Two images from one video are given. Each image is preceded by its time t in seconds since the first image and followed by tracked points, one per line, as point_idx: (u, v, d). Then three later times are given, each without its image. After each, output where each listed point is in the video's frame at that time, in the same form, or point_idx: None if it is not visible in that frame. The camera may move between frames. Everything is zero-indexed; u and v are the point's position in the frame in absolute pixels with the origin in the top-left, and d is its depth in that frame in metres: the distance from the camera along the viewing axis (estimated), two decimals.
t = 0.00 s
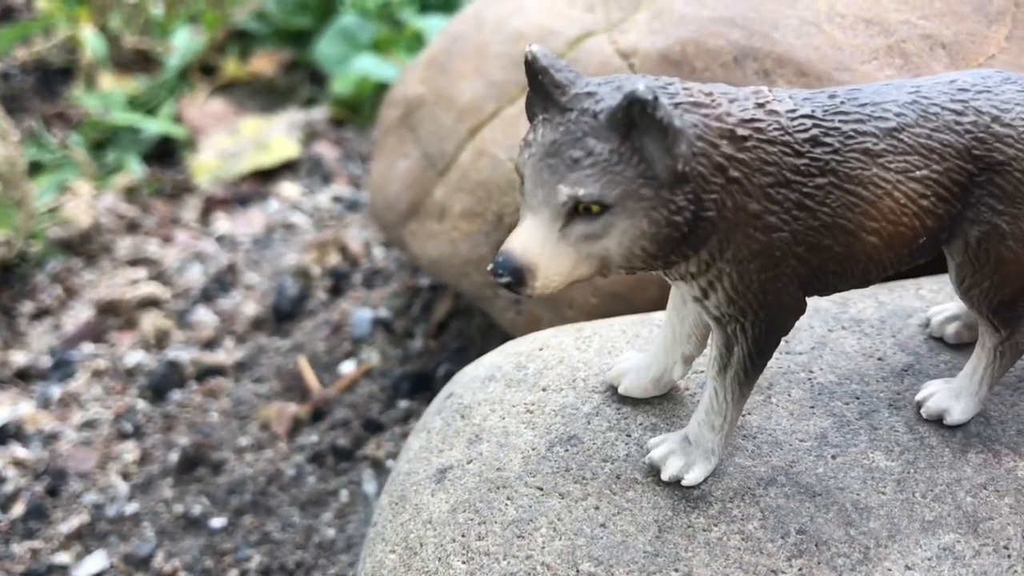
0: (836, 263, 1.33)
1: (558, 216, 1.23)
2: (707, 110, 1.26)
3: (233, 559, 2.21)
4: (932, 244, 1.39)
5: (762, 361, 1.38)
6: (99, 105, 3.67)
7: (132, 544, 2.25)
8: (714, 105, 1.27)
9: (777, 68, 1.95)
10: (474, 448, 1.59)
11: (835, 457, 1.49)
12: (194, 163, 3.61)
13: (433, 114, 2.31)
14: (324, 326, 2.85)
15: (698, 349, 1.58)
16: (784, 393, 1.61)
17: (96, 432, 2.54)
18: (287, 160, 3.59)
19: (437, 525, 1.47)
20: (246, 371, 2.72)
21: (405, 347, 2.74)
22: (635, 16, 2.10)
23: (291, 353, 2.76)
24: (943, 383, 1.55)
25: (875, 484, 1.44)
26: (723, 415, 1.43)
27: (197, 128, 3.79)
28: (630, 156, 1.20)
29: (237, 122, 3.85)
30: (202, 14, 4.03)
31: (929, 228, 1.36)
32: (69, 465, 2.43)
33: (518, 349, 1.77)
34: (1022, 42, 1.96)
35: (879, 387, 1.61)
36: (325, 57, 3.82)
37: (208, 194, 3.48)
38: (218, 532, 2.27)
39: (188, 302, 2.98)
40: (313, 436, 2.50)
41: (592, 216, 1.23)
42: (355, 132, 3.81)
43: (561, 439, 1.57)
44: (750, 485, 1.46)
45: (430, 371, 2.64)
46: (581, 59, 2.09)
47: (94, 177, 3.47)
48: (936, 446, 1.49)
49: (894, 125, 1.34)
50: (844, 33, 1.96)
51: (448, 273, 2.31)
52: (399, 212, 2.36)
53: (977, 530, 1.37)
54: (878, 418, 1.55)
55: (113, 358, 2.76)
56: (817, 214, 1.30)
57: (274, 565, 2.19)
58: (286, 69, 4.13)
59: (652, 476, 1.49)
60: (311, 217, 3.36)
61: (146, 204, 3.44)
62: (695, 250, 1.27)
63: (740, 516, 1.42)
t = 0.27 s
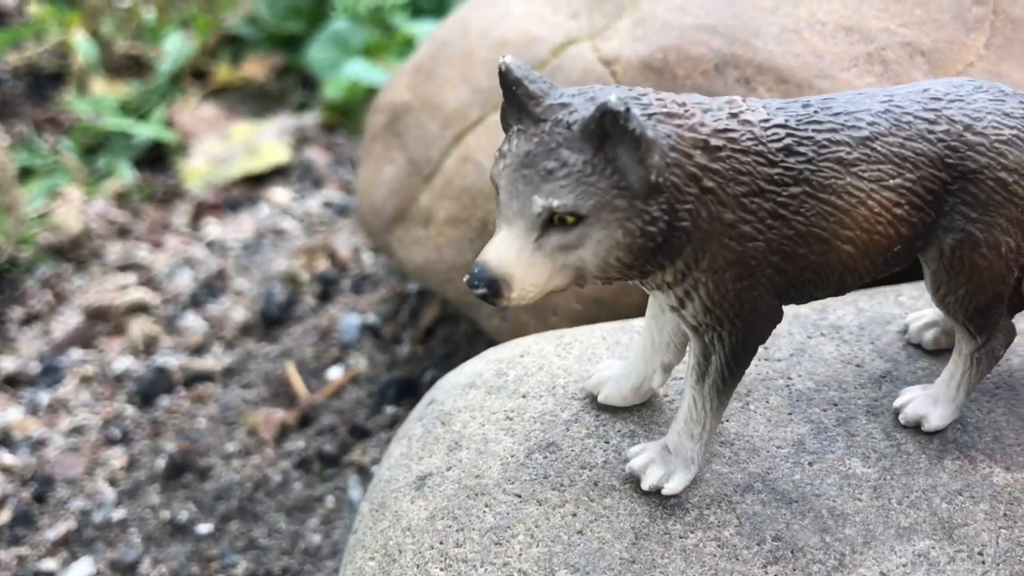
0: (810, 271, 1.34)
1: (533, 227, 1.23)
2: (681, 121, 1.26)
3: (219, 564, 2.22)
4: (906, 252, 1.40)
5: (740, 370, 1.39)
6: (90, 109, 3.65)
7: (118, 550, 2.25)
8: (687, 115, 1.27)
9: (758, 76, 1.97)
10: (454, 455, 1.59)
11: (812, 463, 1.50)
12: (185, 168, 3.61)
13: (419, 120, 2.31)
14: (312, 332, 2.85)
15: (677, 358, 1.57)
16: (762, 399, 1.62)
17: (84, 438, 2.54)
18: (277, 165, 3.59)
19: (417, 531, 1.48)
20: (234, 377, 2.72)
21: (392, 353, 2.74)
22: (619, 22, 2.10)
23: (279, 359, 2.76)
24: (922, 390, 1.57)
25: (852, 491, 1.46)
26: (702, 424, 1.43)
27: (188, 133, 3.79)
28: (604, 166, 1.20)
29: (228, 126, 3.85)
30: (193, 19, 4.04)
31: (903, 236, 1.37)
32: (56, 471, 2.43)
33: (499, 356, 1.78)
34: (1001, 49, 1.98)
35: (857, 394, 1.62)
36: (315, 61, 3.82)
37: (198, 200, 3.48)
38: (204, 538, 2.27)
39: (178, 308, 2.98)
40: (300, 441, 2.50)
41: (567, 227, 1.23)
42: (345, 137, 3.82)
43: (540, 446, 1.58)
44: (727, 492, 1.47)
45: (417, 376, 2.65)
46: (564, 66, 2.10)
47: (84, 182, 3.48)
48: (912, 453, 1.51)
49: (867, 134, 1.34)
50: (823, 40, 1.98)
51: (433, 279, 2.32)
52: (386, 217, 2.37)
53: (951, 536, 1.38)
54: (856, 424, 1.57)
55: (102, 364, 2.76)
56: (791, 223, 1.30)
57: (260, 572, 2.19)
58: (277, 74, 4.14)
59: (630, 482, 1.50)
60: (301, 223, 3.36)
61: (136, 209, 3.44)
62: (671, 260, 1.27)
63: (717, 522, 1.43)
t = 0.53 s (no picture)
0: (866, 305, 1.30)
1: (603, 303, 1.15)
2: (736, 167, 1.22)
3: (218, 568, 2.21)
4: (948, 270, 1.37)
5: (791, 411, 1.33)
6: (86, 111, 3.65)
7: (116, 553, 2.24)
8: (740, 160, 1.23)
9: (758, 76, 1.97)
10: (455, 457, 1.59)
11: (815, 465, 1.50)
12: (181, 169, 3.60)
13: (418, 122, 2.30)
14: (310, 334, 2.84)
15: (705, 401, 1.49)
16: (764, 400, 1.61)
17: (82, 440, 2.52)
18: (275, 167, 3.59)
19: (417, 534, 1.47)
20: (233, 379, 2.71)
21: (392, 355, 2.74)
22: (619, 22, 2.09)
23: (277, 361, 2.75)
24: (947, 398, 1.55)
25: (855, 493, 1.45)
26: (753, 471, 1.35)
27: (186, 134, 3.78)
28: (676, 231, 1.13)
29: (225, 127, 3.84)
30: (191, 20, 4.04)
31: (948, 255, 1.34)
32: (54, 474, 2.42)
33: (499, 357, 1.78)
34: (1002, 50, 1.98)
35: (860, 395, 1.62)
36: (313, 62, 3.82)
37: (196, 202, 3.47)
38: (203, 541, 2.26)
39: (175, 310, 2.97)
40: (299, 444, 2.49)
41: (638, 297, 1.15)
42: (344, 139, 3.81)
43: (542, 448, 1.57)
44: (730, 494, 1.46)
45: (416, 379, 2.64)
46: (564, 68, 2.11)
47: (81, 183, 3.47)
48: (915, 455, 1.51)
49: (909, 157, 1.32)
50: (824, 41, 1.98)
51: (433, 281, 2.31)
52: (385, 219, 2.36)
53: (955, 539, 1.38)
54: (859, 426, 1.56)
55: (99, 367, 2.75)
56: (845, 258, 1.26)
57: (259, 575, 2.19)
58: (275, 75, 4.12)
59: (632, 485, 1.49)
60: (299, 224, 3.35)
61: (134, 211, 3.43)
62: (733, 313, 1.21)
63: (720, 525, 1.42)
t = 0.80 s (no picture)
0: (832, 306, 1.29)
1: (553, 286, 1.15)
2: (698, 160, 1.22)
3: (217, 569, 2.20)
4: (923, 279, 1.35)
5: (759, 412, 1.33)
6: (84, 110, 3.64)
7: (114, 554, 2.23)
8: (704, 154, 1.22)
9: (761, 75, 1.97)
10: (456, 457, 1.58)
11: (818, 466, 1.49)
12: (179, 169, 3.58)
13: (418, 121, 2.27)
14: (309, 334, 2.82)
15: (678, 402, 1.49)
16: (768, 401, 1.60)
17: (80, 441, 2.51)
18: (274, 166, 3.57)
19: (418, 535, 1.46)
20: (231, 379, 2.70)
21: (391, 355, 2.72)
22: (620, 20, 2.08)
23: (276, 361, 2.74)
24: (926, 414, 1.52)
25: (858, 494, 1.44)
26: (716, 473, 1.35)
27: (183, 133, 3.76)
28: (629, 219, 1.13)
29: (223, 127, 3.82)
30: (189, 19, 4.03)
31: (922, 263, 1.32)
32: (51, 475, 2.40)
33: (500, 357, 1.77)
34: (1005, 49, 1.97)
35: (863, 395, 1.61)
36: (313, 62, 3.82)
37: (195, 201, 3.46)
38: (201, 542, 2.25)
39: (174, 310, 2.96)
40: (298, 444, 2.47)
41: (589, 283, 1.16)
42: (343, 138, 3.80)
43: (543, 449, 1.57)
44: (733, 495, 1.45)
45: (415, 379, 2.63)
46: (565, 67, 2.09)
47: (78, 183, 3.46)
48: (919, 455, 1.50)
49: (883, 161, 1.30)
50: (827, 40, 1.97)
51: (432, 281, 2.30)
52: (384, 219, 2.34)
53: (960, 540, 1.37)
54: (862, 426, 1.55)
55: (97, 367, 2.74)
56: (811, 258, 1.26)
57: None
58: (274, 75, 4.11)
59: (633, 486, 1.49)
60: (298, 224, 3.34)
61: (132, 211, 3.42)
62: (692, 307, 1.21)
63: (723, 526, 1.41)
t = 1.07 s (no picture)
0: (835, 307, 1.29)
1: (554, 284, 1.15)
2: (702, 159, 1.21)
3: (217, 568, 2.20)
4: (928, 281, 1.35)
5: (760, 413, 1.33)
6: (84, 109, 3.64)
7: (115, 553, 2.23)
8: (708, 152, 1.22)
9: (763, 73, 1.97)
10: (457, 456, 1.58)
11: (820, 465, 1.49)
12: (179, 168, 3.57)
13: (418, 120, 2.27)
14: (309, 333, 2.82)
15: (681, 400, 1.49)
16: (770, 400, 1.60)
17: (80, 441, 2.51)
18: (274, 165, 3.57)
19: (419, 534, 1.46)
20: (231, 379, 2.69)
21: (392, 354, 2.72)
22: (621, 19, 2.08)
23: (277, 361, 2.73)
24: (932, 417, 1.51)
25: (860, 492, 1.44)
26: (719, 472, 1.35)
27: (184, 132, 3.76)
28: (630, 217, 1.12)
29: (223, 126, 3.82)
30: (189, 18, 4.02)
31: (927, 265, 1.32)
32: (52, 474, 2.40)
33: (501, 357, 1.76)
34: (1007, 47, 1.97)
35: (865, 394, 1.61)
36: (313, 61, 3.81)
37: (195, 201, 3.46)
38: (202, 542, 2.25)
39: (174, 309, 2.96)
40: (299, 443, 2.47)
41: (589, 281, 1.15)
42: (343, 137, 3.80)
43: (544, 447, 1.56)
44: (735, 494, 1.45)
45: (416, 378, 2.63)
46: (565, 66, 2.09)
47: (78, 182, 3.46)
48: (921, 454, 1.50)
49: (889, 161, 1.29)
50: (828, 38, 1.97)
51: (433, 280, 2.30)
52: (384, 218, 2.34)
53: (962, 539, 1.37)
54: (864, 425, 1.55)
55: (97, 366, 2.74)
56: (815, 259, 1.25)
57: None
58: (274, 74, 4.10)
59: (635, 484, 1.48)
60: (299, 224, 3.34)
61: (132, 210, 3.41)
62: (695, 307, 1.21)
63: (725, 524, 1.41)
